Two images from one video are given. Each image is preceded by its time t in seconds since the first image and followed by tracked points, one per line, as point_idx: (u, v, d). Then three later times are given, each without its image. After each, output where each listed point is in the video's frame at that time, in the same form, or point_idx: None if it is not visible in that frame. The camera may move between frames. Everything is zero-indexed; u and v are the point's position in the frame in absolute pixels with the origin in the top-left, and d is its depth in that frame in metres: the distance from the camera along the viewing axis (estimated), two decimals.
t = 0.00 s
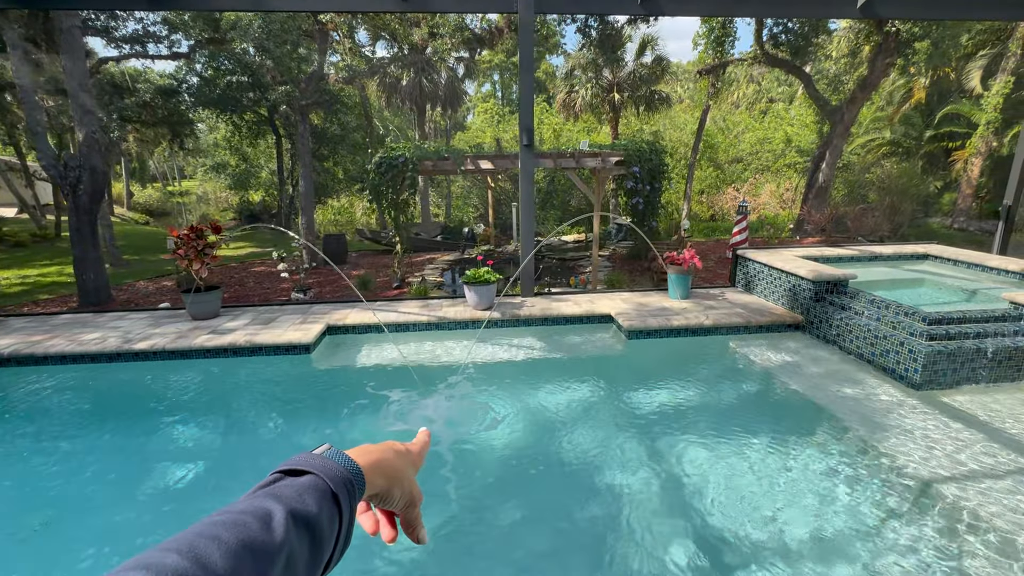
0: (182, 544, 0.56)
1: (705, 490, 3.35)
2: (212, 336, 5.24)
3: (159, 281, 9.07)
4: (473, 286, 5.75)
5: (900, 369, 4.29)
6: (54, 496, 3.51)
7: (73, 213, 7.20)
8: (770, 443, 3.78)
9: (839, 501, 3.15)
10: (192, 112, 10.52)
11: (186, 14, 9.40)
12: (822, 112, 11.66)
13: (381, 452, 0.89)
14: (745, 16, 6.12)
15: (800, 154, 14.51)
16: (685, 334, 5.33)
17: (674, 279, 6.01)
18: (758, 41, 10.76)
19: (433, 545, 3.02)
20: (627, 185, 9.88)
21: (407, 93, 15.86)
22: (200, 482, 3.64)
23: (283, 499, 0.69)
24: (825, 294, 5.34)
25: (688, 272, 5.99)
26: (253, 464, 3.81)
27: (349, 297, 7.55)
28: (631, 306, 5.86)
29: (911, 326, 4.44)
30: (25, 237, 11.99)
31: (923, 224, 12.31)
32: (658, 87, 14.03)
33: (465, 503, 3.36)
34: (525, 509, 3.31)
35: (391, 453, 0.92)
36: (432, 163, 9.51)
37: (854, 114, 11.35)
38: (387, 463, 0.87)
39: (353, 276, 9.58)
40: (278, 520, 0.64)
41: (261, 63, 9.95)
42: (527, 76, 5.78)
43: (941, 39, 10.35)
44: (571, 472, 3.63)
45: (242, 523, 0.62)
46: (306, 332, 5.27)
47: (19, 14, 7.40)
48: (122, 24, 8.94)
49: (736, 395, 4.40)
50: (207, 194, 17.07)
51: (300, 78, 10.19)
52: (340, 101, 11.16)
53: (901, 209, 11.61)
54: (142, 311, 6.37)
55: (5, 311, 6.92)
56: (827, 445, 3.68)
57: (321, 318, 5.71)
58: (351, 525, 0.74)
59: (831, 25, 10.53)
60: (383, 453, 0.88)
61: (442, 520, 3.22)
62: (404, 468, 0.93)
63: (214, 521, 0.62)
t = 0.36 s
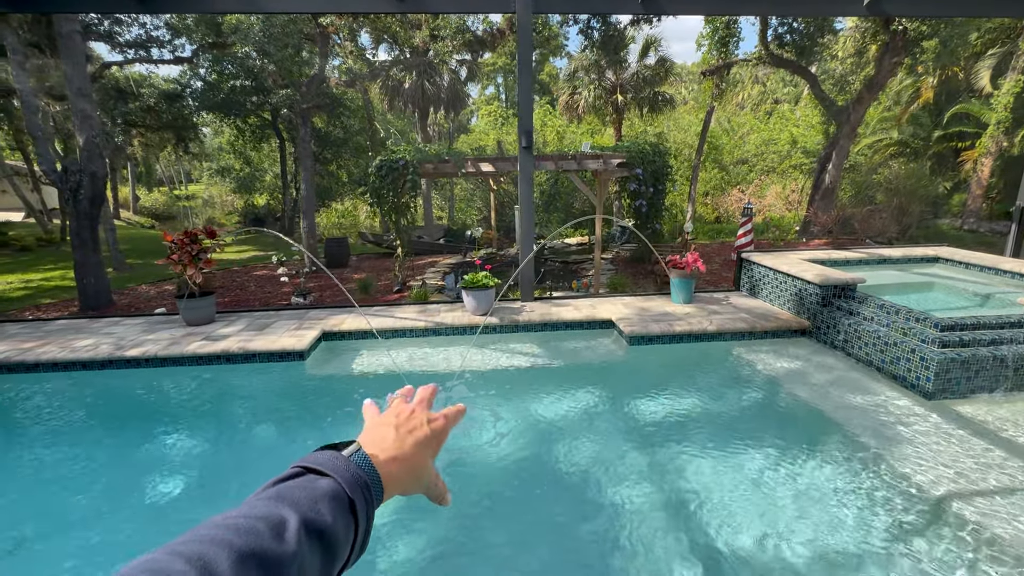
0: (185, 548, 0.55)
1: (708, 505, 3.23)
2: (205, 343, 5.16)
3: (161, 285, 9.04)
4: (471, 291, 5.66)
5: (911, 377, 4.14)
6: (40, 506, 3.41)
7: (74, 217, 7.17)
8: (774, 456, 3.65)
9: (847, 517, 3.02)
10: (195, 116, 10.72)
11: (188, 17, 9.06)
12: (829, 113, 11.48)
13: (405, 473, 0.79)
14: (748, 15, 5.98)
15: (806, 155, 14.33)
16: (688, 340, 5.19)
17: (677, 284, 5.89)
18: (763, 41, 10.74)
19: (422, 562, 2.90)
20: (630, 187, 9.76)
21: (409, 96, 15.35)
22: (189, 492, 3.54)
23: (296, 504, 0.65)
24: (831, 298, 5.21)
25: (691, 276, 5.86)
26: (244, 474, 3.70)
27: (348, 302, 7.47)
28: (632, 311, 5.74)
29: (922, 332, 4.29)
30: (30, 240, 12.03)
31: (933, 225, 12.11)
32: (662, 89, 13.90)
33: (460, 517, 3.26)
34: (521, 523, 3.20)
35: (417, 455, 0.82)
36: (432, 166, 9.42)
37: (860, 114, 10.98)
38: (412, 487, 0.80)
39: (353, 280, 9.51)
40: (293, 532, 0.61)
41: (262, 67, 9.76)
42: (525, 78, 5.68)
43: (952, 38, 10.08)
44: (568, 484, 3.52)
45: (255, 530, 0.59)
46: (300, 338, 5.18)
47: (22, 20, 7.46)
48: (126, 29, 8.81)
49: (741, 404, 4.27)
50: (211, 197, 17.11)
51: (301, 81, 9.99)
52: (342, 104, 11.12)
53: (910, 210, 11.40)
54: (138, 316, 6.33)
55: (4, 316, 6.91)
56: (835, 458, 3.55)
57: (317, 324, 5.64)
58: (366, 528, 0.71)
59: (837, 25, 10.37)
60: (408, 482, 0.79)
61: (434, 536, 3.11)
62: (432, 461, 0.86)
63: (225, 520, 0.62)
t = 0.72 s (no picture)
0: (167, 506, 0.53)
1: (725, 516, 3.14)
2: (224, 345, 5.24)
3: (186, 287, 9.24)
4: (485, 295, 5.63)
5: (942, 387, 3.95)
6: (67, 502, 3.51)
7: (104, 222, 7.40)
8: (795, 468, 3.52)
9: (873, 534, 2.89)
10: (222, 123, 10.90)
11: (215, 27, 9.55)
12: (857, 111, 11.12)
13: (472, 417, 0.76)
14: (771, 12, 5.81)
15: (833, 155, 13.90)
16: (706, 346, 5.06)
17: (695, 288, 5.76)
18: (787, 40, 10.42)
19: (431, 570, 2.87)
20: (649, 189, 9.60)
21: (428, 101, 15.70)
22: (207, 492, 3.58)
23: (308, 463, 0.58)
24: (857, 304, 5.01)
25: (710, 280, 5.72)
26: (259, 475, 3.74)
27: (364, 305, 7.52)
28: (649, 316, 5.63)
29: (954, 340, 4.10)
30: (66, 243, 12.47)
31: (969, 227, 11.60)
32: (682, 90, 13.69)
33: (470, 523, 3.23)
34: (532, 529, 3.16)
35: (491, 394, 0.77)
36: (449, 170, 9.43)
37: (890, 112, 10.51)
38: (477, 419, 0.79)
39: (372, 283, 9.59)
40: (295, 499, 0.56)
41: (284, 75, 9.94)
42: (540, 81, 5.63)
43: (988, 33, 9.94)
44: (581, 492, 3.46)
45: (251, 497, 0.54)
46: (316, 341, 5.22)
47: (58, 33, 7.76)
48: (156, 39, 9.32)
49: (760, 413, 4.15)
50: (237, 202, 17.53)
51: (321, 87, 10.00)
52: (362, 109, 11.24)
53: (944, 212, 10.89)
54: (161, 319, 6.47)
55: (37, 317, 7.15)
56: (860, 471, 3.40)
57: (332, 327, 5.68)
58: (399, 484, 0.65)
59: (865, 21, 10.02)
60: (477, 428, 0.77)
61: (444, 543, 3.08)
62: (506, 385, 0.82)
63: (237, 463, 0.59)
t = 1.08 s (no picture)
0: None
1: (752, 526, 3.06)
2: (259, 342, 5.46)
3: (228, 286, 9.66)
4: (510, 296, 5.67)
5: (988, 398, 3.73)
6: (115, 487, 3.73)
7: (153, 224, 7.76)
8: (827, 479, 3.39)
9: (909, 550, 2.75)
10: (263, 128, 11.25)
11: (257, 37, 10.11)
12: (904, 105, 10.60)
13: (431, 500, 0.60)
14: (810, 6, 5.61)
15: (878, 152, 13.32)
16: (735, 350, 4.93)
17: (725, 290, 5.62)
18: (828, 32, 10.05)
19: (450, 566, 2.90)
20: (679, 189, 9.45)
21: (459, 102, 16.30)
22: (242, 483, 3.74)
23: None
24: (897, 308, 4.79)
25: (740, 283, 5.57)
26: (291, 468, 3.88)
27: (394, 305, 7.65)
28: (676, 319, 5.53)
29: (1003, 348, 3.86)
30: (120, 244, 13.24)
31: None
32: (717, 87, 13.39)
33: (491, 522, 3.25)
34: (553, 531, 3.16)
35: (427, 464, 0.61)
36: (478, 171, 9.52)
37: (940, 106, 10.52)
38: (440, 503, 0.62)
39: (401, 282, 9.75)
40: None
41: (321, 80, 10.43)
42: (567, 82, 5.63)
43: None
44: (602, 496, 3.43)
45: None
46: (345, 339, 5.36)
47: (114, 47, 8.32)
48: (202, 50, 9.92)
49: (791, 420, 4.02)
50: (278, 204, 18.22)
51: (356, 91, 10.66)
52: (395, 113, 11.49)
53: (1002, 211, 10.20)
54: (202, 316, 6.79)
55: (93, 313, 7.62)
56: (897, 484, 3.25)
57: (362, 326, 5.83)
58: None
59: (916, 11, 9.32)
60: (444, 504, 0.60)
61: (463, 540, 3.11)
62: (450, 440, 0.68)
63: None
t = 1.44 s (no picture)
0: None
1: (784, 534, 2.97)
2: (297, 336, 5.66)
3: (270, 281, 10.05)
4: (538, 294, 5.68)
5: None
6: (162, 471, 3.95)
7: (201, 222, 8.14)
8: (864, 487, 3.27)
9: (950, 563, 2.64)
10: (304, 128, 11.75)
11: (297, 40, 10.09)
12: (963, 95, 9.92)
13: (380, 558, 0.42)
14: None
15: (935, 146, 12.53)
16: (770, 352, 4.78)
17: (761, 290, 5.45)
18: (879, 19, 9.53)
19: (474, 559, 2.96)
20: (716, 186, 9.20)
21: (493, 101, 15.97)
22: (278, 471, 3.89)
23: None
24: (947, 311, 4.53)
25: (776, 282, 5.40)
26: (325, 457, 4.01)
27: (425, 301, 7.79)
28: (709, 318, 5.41)
29: None
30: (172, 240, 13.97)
31: None
32: (758, 79, 12.87)
33: (515, 518, 3.28)
34: (578, 529, 3.16)
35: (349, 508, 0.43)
36: (509, 170, 9.52)
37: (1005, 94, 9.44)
38: (408, 573, 0.45)
39: (434, 279, 9.91)
40: None
41: (359, 81, 10.05)
42: (597, 79, 5.57)
43: None
44: (629, 495, 3.41)
45: None
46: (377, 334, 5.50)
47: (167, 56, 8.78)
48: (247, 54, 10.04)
49: (829, 425, 3.88)
50: (318, 202, 18.82)
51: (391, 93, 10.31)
52: (428, 112, 11.62)
53: None
54: (245, 310, 7.10)
55: (147, 306, 8.09)
56: (940, 495, 3.10)
57: (393, 322, 5.96)
58: None
59: None
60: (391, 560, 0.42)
61: (487, 532, 3.17)
62: (412, 487, 0.52)
63: None
